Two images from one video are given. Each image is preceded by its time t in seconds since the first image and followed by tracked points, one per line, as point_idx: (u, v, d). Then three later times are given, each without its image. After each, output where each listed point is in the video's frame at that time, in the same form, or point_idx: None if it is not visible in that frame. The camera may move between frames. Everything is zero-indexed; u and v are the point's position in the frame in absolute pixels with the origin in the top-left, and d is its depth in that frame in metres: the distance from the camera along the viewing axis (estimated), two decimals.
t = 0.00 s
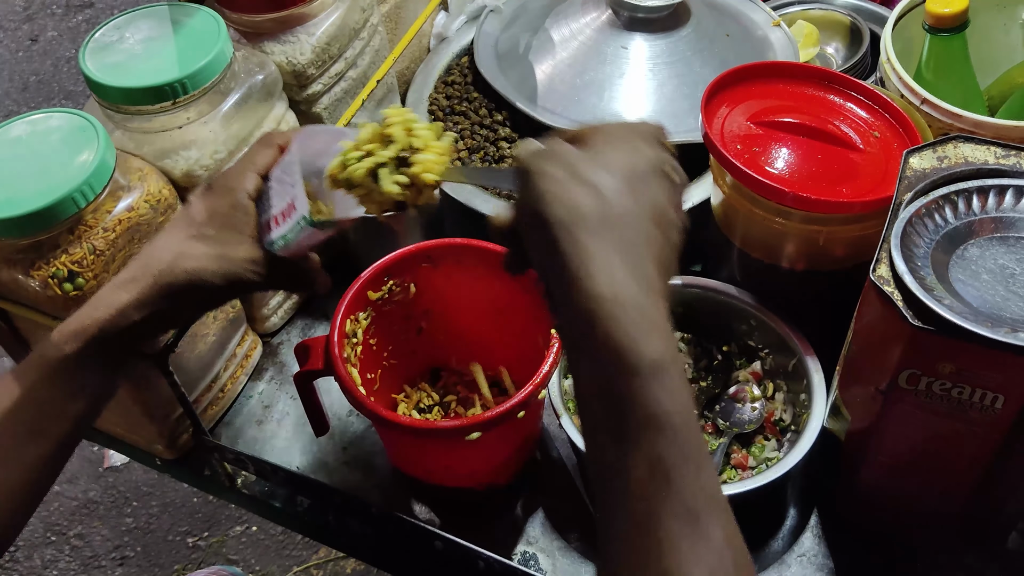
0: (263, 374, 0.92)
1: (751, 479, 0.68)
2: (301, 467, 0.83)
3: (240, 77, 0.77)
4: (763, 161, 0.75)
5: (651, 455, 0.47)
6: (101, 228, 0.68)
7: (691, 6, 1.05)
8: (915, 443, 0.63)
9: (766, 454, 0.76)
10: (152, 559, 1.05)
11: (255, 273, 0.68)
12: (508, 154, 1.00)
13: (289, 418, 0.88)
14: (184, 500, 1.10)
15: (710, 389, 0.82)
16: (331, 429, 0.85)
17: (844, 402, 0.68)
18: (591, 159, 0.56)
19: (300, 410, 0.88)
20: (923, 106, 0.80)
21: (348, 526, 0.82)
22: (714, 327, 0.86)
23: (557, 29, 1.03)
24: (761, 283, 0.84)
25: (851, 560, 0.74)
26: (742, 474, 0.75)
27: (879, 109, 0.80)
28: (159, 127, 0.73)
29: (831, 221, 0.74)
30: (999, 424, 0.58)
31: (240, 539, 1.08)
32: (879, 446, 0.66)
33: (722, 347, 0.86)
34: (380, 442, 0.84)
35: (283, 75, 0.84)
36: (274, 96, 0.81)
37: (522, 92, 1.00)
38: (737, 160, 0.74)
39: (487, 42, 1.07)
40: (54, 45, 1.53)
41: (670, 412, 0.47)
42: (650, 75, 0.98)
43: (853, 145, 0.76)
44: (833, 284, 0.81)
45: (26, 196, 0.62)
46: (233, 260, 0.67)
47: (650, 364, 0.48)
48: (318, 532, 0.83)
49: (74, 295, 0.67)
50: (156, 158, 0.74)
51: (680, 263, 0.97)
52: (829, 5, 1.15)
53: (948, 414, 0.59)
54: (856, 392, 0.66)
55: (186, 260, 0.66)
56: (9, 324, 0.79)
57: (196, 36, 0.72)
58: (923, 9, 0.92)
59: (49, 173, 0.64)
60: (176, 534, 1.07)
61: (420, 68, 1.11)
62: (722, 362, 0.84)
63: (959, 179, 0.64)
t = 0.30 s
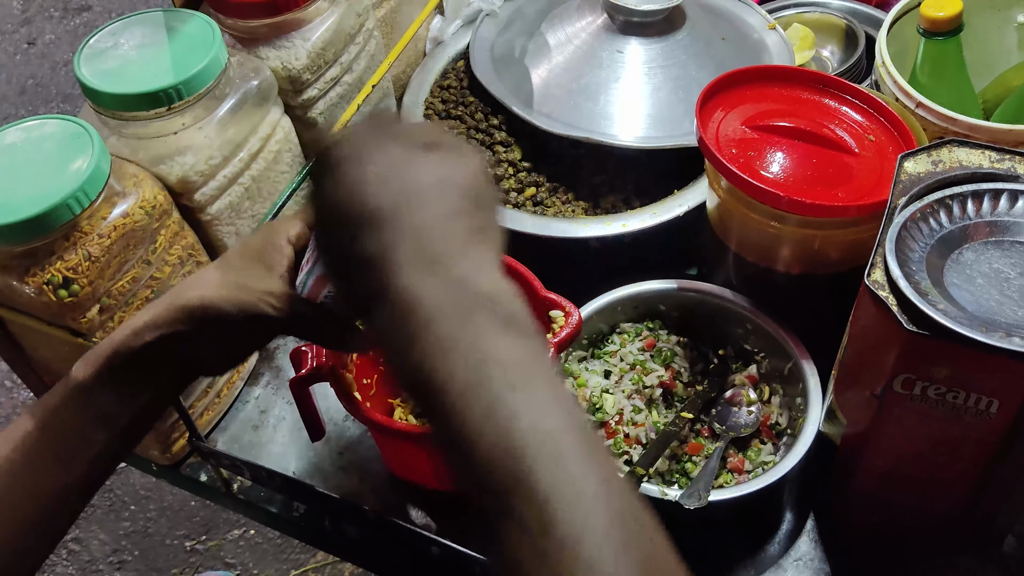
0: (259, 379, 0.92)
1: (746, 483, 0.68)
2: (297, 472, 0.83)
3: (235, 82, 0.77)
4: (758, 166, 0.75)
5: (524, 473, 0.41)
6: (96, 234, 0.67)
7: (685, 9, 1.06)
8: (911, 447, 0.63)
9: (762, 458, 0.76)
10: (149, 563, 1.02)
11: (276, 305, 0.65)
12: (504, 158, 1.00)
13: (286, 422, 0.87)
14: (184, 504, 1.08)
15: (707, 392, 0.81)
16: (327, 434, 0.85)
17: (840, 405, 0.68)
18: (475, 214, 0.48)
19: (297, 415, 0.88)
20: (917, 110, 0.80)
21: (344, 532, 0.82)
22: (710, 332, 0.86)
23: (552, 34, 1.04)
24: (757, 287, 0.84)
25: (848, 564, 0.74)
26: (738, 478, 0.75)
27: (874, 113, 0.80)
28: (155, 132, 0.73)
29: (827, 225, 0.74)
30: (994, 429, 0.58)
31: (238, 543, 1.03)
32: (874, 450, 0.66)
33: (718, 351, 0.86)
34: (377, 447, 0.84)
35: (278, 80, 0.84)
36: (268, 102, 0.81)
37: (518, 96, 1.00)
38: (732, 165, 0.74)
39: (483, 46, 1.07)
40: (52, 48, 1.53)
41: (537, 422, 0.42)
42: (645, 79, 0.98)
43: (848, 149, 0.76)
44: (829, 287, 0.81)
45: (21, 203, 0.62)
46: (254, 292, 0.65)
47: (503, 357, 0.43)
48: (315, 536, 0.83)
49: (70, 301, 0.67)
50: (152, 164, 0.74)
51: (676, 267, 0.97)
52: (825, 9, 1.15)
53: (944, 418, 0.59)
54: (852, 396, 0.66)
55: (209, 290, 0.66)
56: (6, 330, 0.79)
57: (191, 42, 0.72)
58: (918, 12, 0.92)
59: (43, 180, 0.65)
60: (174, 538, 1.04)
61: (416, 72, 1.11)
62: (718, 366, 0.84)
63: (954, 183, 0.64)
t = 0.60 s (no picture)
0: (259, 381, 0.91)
1: (746, 484, 0.68)
2: (296, 473, 0.83)
3: (234, 84, 0.77)
4: (757, 166, 0.75)
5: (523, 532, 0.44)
6: (95, 236, 0.67)
7: (684, 10, 1.06)
8: (911, 447, 0.63)
9: (762, 458, 0.76)
10: (150, 565, 1.01)
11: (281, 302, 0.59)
12: (503, 159, 1.00)
13: (285, 424, 0.87)
14: (187, 506, 1.06)
15: (706, 392, 0.81)
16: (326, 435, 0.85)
17: (840, 406, 0.68)
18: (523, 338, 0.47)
19: (296, 416, 0.88)
20: (916, 110, 0.80)
21: (343, 532, 0.82)
22: (710, 332, 0.86)
23: (551, 35, 1.04)
24: (756, 287, 0.84)
25: (849, 564, 0.74)
26: (738, 479, 0.75)
27: (873, 113, 0.80)
28: (153, 135, 0.73)
29: (826, 225, 0.74)
30: (994, 429, 0.58)
31: (238, 543, 1.00)
32: (874, 451, 0.66)
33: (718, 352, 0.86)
34: (376, 448, 0.84)
35: (277, 81, 0.84)
36: (267, 103, 0.81)
37: (517, 97, 0.99)
38: (731, 165, 0.74)
39: (481, 46, 1.07)
40: (50, 49, 1.53)
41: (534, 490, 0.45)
42: (643, 80, 0.98)
43: (847, 149, 0.76)
44: (828, 287, 0.81)
45: (19, 205, 0.62)
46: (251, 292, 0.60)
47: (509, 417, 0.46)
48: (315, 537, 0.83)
49: (68, 303, 0.67)
50: (150, 166, 0.74)
51: (676, 267, 0.97)
52: (823, 9, 1.15)
53: (944, 418, 0.59)
54: (852, 396, 0.66)
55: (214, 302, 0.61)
56: (5, 332, 0.79)
57: (190, 44, 0.72)
58: (916, 12, 0.92)
59: (41, 182, 0.64)
60: (175, 539, 1.03)
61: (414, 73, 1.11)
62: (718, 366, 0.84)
63: (953, 184, 0.64)
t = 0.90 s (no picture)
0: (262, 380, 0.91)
1: (747, 481, 0.68)
2: (298, 471, 0.83)
3: (236, 83, 0.77)
4: (757, 164, 0.75)
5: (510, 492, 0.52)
6: (98, 234, 0.68)
7: (685, 9, 1.06)
8: (911, 444, 0.64)
9: (764, 456, 0.76)
10: (151, 564, 1.01)
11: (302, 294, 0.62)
12: (504, 158, 1.00)
13: (287, 422, 0.87)
14: (186, 505, 1.06)
15: (707, 390, 0.81)
16: (328, 433, 0.85)
17: (840, 403, 0.68)
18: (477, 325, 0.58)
19: (298, 414, 0.88)
20: (917, 108, 0.80)
21: (344, 530, 0.83)
22: (711, 330, 0.86)
23: (552, 34, 1.04)
24: (756, 285, 0.84)
25: (850, 561, 0.74)
26: (739, 476, 0.75)
27: (873, 111, 0.80)
28: (156, 134, 0.73)
29: (827, 223, 0.74)
30: (995, 426, 0.58)
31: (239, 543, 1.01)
32: (875, 448, 0.66)
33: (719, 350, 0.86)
34: (378, 446, 0.84)
35: (279, 80, 0.84)
36: (269, 102, 0.81)
37: (518, 96, 1.00)
38: (732, 164, 0.74)
39: (482, 45, 1.08)
40: (51, 49, 1.53)
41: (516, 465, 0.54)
42: (644, 79, 0.98)
43: (848, 148, 0.77)
44: (828, 285, 0.81)
45: (23, 203, 0.62)
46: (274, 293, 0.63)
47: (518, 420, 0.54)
48: (318, 536, 0.84)
49: (71, 301, 0.68)
50: (153, 165, 0.74)
51: (677, 266, 0.97)
52: (823, 8, 1.15)
53: (944, 415, 0.60)
54: (852, 393, 0.66)
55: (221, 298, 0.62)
56: (8, 331, 0.79)
57: (192, 43, 0.72)
58: (916, 11, 0.92)
59: (44, 181, 0.65)
60: (176, 539, 1.03)
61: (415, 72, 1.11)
62: (719, 364, 0.84)
63: (953, 182, 0.64)
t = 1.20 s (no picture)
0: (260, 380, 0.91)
1: (746, 480, 0.68)
2: (297, 471, 0.84)
3: (233, 82, 0.77)
4: (756, 163, 0.75)
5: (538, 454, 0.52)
6: (95, 234, 0.67)
7: (683, 8, 1.06)
8: (908, 442, 0.64)
9: (762, 455, 0.76)
10: (149, 563, 0.99)
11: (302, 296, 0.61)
12: (502, 157, 1.00)
13: (286, 422, 0.87)
14: (184, 503, 1.05)
15: (705, 389, 0.81)
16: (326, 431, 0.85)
17: (838, 402, 0.68)
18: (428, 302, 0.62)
19: (297, 414, 0.88)
20: (915, 107, 0.80)
21: (343, 530, 0.83)
22: (710, 329, 0.86)
23: (550, 33, 1.04)
24: (754, 284, 0.84)
25: (849, 560, 0.74)
26: (738, 475, 0.75)
27: (871, 110, 0.80)
28: (153, 132, 0.73)
29: (825, 222, 0.74)
30: (993, 425, 0.58)
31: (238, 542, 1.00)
32: (873, 446, 0.66)
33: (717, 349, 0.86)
34: (376, 446, 0.84)
35: (276, 79, 0.84)
36: (267, 101, 0.81)
37: (516, 95, 1.00)
38: (729, 162, 0.74)
39: (480, 45, 1.07)
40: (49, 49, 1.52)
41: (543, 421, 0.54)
42: (642, 78, 0.98)
43: (846, 146, 0.76)
44: (826, 284, 0.81)
45: (20, 202, 0.62)
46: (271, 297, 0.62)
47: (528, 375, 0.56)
48: (316, 536, 0.84)
49: (68, 300, 0.67)
50: (150, 164, 0.74)
51: (675, 265, 0.97)
52: (821, 7, 1.15)
53: (942, 414, 0.60)
54: (850, 392, 0.66)
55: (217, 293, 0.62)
56: (6, 331, 0.79)
57: (190, 42, 0.72)
58: (915, 10, 0.92)
59: (41, 180, 0.64)
60: (173, 539, 1.01)
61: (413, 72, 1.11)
62: (717, 363, 0.84)
63: (951, 180, 0.64)
